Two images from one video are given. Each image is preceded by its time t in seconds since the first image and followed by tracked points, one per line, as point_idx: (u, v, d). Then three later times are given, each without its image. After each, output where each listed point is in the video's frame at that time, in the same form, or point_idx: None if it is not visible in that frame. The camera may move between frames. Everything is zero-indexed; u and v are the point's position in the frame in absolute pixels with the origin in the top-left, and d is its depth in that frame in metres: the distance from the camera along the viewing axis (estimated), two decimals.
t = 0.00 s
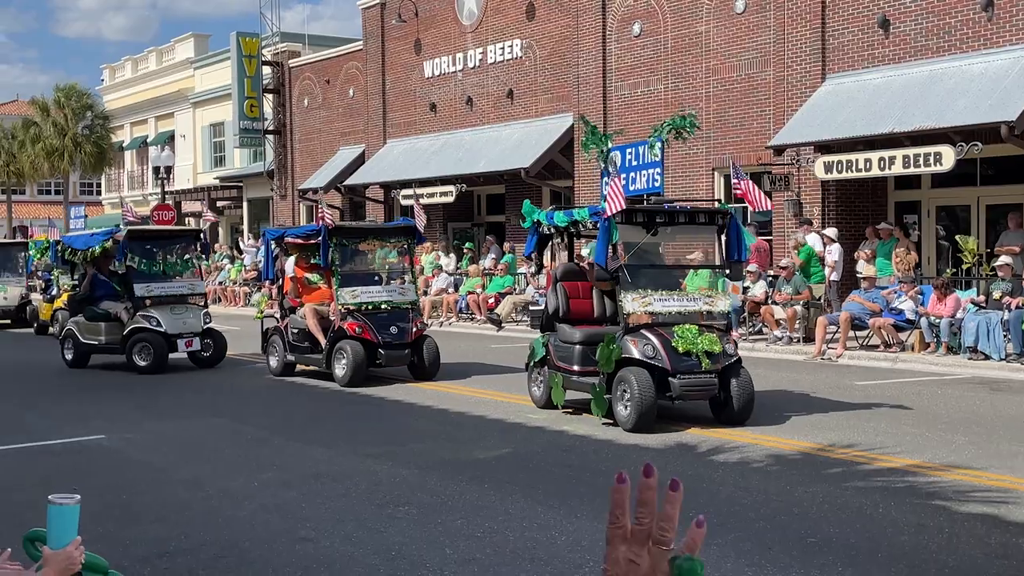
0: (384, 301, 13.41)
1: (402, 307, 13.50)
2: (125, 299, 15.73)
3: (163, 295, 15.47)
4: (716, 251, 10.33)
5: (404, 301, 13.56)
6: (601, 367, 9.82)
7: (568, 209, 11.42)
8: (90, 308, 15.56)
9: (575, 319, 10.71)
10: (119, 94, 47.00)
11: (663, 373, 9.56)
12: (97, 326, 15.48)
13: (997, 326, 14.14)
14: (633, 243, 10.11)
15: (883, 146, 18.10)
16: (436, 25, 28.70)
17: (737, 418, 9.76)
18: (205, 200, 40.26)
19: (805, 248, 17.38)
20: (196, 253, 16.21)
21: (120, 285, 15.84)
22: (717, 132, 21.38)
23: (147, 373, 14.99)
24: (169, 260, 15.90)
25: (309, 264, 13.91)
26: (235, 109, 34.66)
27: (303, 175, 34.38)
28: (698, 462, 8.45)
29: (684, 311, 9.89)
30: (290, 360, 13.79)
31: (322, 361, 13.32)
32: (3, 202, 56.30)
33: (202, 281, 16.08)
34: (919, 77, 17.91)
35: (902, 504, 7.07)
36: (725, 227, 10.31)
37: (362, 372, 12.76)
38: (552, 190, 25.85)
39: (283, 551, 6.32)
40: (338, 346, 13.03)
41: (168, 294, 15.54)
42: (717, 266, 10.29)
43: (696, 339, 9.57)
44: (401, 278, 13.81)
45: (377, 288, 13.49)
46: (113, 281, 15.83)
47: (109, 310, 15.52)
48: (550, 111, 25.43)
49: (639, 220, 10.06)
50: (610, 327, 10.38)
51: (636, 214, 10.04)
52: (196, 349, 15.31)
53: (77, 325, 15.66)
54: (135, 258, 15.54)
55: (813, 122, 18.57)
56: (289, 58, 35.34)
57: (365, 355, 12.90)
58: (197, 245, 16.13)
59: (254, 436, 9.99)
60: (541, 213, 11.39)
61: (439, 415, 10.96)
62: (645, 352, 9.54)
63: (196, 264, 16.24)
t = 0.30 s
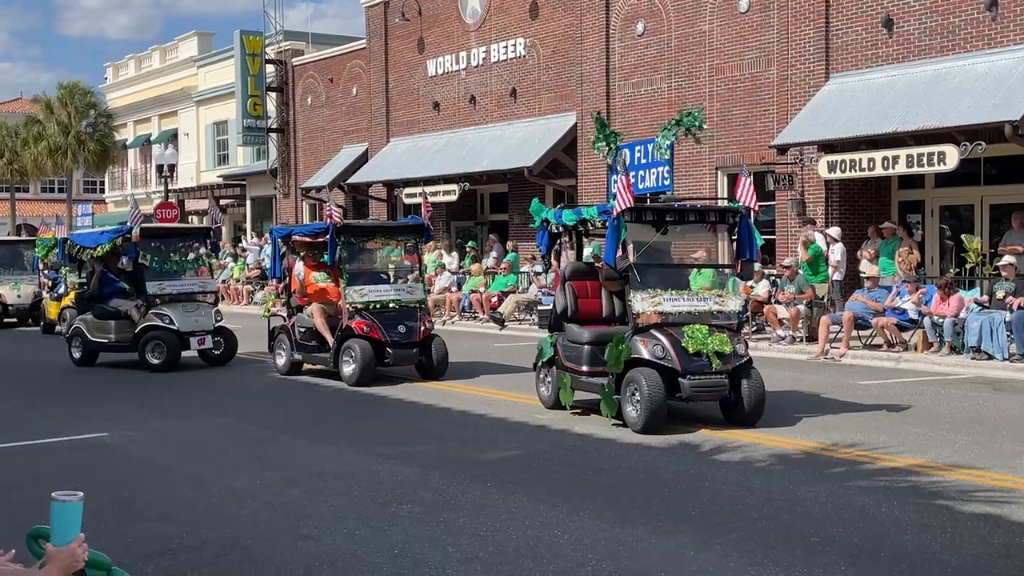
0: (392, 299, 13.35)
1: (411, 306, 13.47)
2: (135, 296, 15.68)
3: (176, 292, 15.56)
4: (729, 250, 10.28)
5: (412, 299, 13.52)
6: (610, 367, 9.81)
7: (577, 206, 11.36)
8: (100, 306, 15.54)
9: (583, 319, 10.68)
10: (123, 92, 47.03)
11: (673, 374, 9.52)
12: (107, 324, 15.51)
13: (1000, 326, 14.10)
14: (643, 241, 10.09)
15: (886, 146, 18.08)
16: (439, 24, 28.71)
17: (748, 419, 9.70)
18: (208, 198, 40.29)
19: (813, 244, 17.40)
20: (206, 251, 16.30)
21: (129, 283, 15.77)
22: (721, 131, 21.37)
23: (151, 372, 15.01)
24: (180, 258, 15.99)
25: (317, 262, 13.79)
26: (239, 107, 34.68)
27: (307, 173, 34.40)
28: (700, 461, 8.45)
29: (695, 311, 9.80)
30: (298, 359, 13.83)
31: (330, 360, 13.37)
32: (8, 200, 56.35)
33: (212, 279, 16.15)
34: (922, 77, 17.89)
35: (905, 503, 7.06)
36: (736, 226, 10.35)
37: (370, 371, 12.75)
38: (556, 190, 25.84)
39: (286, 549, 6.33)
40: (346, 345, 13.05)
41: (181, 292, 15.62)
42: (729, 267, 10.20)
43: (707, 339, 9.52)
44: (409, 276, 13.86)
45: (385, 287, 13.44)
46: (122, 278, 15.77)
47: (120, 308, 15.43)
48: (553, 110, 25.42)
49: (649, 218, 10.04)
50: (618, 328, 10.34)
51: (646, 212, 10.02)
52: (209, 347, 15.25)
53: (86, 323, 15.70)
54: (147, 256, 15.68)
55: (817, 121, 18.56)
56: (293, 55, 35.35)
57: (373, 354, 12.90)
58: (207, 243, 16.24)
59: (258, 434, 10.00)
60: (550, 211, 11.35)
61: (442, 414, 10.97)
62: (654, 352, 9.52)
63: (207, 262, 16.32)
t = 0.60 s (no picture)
0: (400, 298, 13.32)
1: (419, 304, 13.45)
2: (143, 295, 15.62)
3: (186, 290, 15.52)
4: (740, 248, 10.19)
5: (419, 298, 13.51)
6: (618, 367, 9.76)
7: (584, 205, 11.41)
8: (107, 303, 15.56)
9: (592, 318, 10.65)
10: (126, 91, 47.05)
11: (681, 374, 9.45)
12: (115, 322, 15.47)
13: (1002, 326, 14.10)
14: (653, 240, 10.05)
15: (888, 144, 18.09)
16: (442, 23, 28.71)
17: (757, 419, 9.63)
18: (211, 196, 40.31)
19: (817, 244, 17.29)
20: (214, 248, 16.19)
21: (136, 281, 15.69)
22: (723, 130, 21.35)
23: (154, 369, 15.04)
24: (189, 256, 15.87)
25: (323, 261, 13.83)
26: (241, 105, 34.69)
27: (309, 172, 34.40)
28: (703, 460, 8.45)
29: (704, 310, 9.76)
30: (305, 357, 13.82)
31: (337, 358, 13.30)
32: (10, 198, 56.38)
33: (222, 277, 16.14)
34: (926, 75, 17.87)
35: (906, 502, 7.07)
36: (746, 224, 10.27)
37: (379, 369, 12.74)
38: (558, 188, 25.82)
39: (288, 546, 6.34)
40: (354, 344, 13.00)
41: (190, 290, 15.58)
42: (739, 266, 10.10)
43: (716, 339, 9.46)
44: (417, 274, 13.82)
45: (392, 286, 13.41)
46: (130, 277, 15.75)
47: (128, 306, 15.47)
48: (555, 108, 25.41)
49: (658, 216, 9.98)
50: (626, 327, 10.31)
51: (654, 210, 9.96)
52: (219, 344, 15.36)
53: (93, 321, 15.64)
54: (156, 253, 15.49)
55: (820, 119, 18.55)
56: (295, 54, 35.37)
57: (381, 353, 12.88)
58: (216, 240, 16.15)
59: (262, 432, 10.01)
60: (558, 209, 11.34)
61: (445, 412, 10.99)
62: (663, 352, 9.45)
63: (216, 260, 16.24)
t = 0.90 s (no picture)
0: (408, 297, 13.23)
1: (426, 304, 13.34)
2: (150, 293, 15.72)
3: (194, 289, 15.57)
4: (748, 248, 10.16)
5: (427, 297, 13.39)
6: (625, 367, 9.64)
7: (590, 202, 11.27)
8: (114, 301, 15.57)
9: (598, 318, 10.56)
10: (127, 89, 47.11)
11: (689, 374, 9.34)
12: (122, 320, 15.48)
13: (1003, 325, 14.09)
14: (661, 238, 10.03)
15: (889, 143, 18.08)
16: (443, 21, 28.72)
17: (766, 420, 9.57)
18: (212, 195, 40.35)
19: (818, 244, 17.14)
20: (221, 247, 16.07)
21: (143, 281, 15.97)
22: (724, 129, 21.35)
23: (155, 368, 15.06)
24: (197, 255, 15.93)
25: (329, 259, 13.94)
26: (242, 104, 34.70)
27: (310, 171, 34.42)
28: (703, 459, 8.45)
29: (712, 310, 9.68)
30: (312, 356, 13.81)
31: (344, 357, 13.35)
32: (11, 197, 56.44)
33: (229, 275, 16.09)
34: (926, 74, 17.86)
35: (907, 501, 7.06)
36: (754, 222, 10.25)
37: (387, 369, 12.72)
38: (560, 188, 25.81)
39: (289, 545, 6.34)
40: (362, 342, 13.03)
41: (198, 288, 15.63)
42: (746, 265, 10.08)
43: (724, 338, 9.31)
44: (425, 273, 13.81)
45: (400, 284, 13.31)
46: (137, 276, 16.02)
47: (135, 304, 15.50)
48: (556, 107, 25.42)
49: (665, 215, 10.00)
50: (634, 327, 10.19)
51: (661, 209, 9.98)
52: (228, 343, 15.29)
53: (100, 319, 15.68)
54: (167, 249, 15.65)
55: (821, 118, 18.55)
56: (296, 53, 35.37)
57: (389, 352, 12.85)
58: (222, 238, 16.00)
59: (263, 431, 10.01)
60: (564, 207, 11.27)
61: (447, 411, 10.99)
62: (670, 352, 9.34)
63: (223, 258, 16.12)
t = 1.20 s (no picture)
0: (416, 296, 13.25)
1: (434, 303, 13.37)
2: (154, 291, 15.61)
3: (200, 288, 15.62)
4: (758, 247, 10.06)
5: (435, 296, 13.41)
6: (633, 368, 9.60)
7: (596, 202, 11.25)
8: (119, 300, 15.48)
9: (605, 318, 10.49)
10: (127, 88, 47.10)
11: (698, 375, 9.25)
12: (128, 319, 15.41)
13: (1002, 324, 14.10)
14: (668, 237, 9.94)
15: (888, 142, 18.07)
16: (443, 20, 28.71)
17: (776, 422, 9.46)
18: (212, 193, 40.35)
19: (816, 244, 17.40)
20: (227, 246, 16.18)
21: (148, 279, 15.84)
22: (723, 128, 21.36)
23: (156, 368, 15.08)
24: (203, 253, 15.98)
25: (337, 257, 13.78)
26: (242, 103, 34.71)
27: (309, 170, 34.41)
28: (702, 458, 8.45)
29: (722, 309, 9.59)
30: (318, 356, 13.73)
31: (351, 357, 13.25)
32: (11, 196, 56.42)
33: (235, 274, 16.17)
34: (926, 74, 17.86)
35: (906, 500, 7.07)
36: (764, 221, 10.14)
37: (394, 369, 12.69)
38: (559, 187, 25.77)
39: (288, 543, 6.35)
40: (370, 342, 12.98)
41: (204, 287, 15.67)
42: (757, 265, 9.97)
43: (734, 339, 9.23)
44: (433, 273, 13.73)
45: (408, 283, 13.32)
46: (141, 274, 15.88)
47: (140, 303, 15.39)
48: (556, 106, 25.42)
49: (673, 213, 9.93)
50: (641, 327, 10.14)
51: (670, 207, 9.91)
52: (235, 341, 15.35)
53: (104, 318, 15.62)
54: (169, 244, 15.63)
55: (820, 118, 18.55)
56: (296, 52, 35.37)
57: (397, 352, 12.82)
58: (228, 236, 16.10)
59: (263, 430, 10.02)
60: (569, 207, 11.20)
61: (446, 410, 10.99)
62: (680, 353, 9.26)
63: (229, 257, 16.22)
